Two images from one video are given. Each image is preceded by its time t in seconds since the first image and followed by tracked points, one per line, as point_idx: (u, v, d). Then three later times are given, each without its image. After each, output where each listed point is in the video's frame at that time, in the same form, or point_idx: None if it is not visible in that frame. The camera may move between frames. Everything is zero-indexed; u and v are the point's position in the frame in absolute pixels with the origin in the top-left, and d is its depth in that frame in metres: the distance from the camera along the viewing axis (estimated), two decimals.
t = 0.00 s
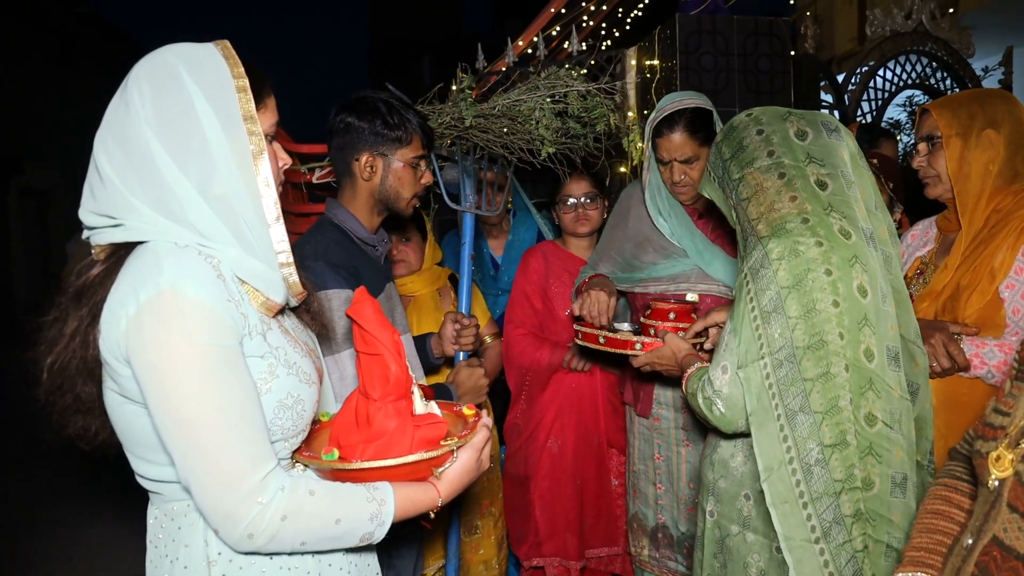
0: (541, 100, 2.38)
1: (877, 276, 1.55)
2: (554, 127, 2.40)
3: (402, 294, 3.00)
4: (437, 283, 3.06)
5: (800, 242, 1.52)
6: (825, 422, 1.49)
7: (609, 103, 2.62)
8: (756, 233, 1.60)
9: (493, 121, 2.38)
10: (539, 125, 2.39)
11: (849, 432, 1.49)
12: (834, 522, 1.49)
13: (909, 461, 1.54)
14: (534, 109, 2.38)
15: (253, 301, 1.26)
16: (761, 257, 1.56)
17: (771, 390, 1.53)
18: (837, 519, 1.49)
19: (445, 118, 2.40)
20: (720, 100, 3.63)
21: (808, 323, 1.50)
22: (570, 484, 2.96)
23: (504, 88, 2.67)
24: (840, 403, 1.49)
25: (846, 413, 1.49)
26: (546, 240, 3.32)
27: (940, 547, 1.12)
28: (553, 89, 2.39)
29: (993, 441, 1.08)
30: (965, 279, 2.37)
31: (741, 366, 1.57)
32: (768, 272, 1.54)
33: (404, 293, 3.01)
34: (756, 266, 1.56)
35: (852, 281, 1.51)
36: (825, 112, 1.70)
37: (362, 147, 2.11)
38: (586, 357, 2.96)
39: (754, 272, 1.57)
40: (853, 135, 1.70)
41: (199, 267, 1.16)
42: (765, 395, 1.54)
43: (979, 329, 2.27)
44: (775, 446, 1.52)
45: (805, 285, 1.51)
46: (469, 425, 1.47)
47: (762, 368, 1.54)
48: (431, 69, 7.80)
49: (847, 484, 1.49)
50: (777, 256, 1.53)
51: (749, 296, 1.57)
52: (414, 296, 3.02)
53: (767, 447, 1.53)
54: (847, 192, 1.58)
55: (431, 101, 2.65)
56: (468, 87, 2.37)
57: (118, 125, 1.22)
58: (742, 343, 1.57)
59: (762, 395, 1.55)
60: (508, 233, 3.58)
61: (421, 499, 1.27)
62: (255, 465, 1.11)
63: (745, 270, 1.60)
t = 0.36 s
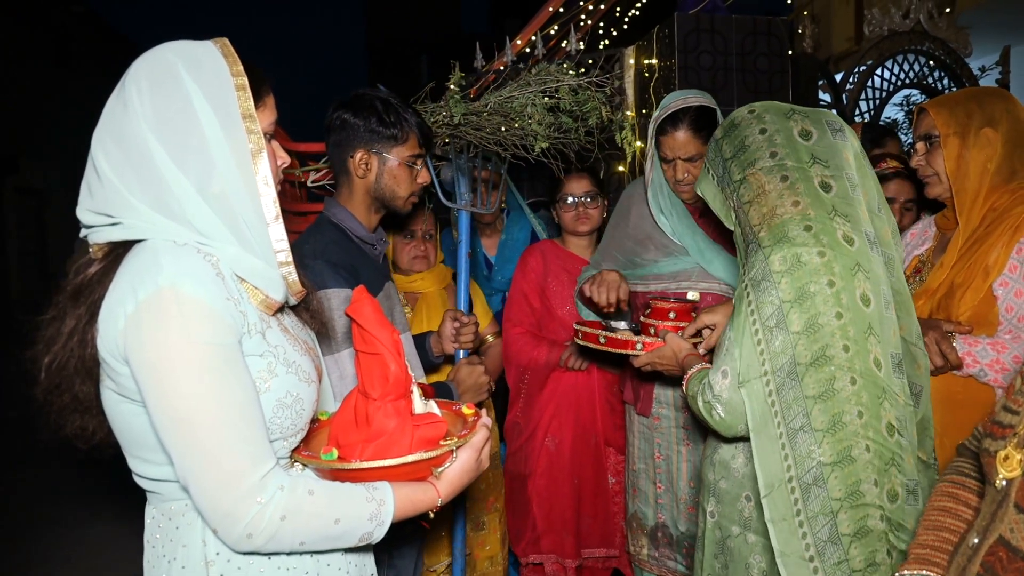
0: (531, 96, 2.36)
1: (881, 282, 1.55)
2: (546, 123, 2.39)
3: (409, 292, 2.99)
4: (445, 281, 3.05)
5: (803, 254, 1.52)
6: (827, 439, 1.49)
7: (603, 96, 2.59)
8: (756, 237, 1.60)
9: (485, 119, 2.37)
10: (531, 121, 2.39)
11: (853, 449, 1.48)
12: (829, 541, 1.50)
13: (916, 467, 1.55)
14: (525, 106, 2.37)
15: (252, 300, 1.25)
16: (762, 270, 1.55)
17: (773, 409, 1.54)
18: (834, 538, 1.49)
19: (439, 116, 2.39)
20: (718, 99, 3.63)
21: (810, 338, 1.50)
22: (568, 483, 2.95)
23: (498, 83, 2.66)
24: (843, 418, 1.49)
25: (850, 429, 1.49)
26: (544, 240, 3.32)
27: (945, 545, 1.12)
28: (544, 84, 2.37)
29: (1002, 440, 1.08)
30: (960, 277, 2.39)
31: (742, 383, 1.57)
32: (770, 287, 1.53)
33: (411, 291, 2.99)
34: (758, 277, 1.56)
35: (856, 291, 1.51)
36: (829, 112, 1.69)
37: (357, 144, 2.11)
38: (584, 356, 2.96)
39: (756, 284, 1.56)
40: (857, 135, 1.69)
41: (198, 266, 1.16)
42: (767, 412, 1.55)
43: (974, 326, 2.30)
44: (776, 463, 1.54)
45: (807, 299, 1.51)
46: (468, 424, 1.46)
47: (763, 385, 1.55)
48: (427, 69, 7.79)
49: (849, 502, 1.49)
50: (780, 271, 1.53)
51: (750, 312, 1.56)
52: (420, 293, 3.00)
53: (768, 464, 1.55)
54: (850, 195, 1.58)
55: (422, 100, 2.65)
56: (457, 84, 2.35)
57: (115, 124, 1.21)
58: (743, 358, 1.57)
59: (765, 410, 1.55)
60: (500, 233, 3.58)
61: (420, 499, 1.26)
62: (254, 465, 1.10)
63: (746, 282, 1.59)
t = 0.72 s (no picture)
0: (531, 95, 2.35)
1: (881, 287, 1.55)
2: (546, 122, 2.38)
3: (416, 289, 2.98)
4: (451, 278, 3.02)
5: (804, 259, 1.52)
6: (821, 447, 1.49)
7: (604, 96, 2.58)
8: (755, 236, 1.59)
9: (484, 117, 2.36)
10: (531, 120, 2.37)
11: (847, 459, 1.49)
12: (813, 549, 1.51)
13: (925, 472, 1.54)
14: (524, 105, 2.36)
15: (249, 297, 1.24)
16: (762, 275, 1.54)
17: (769, 416, 1.54)
18: (818, 547, 1.51)
19: (437, 116, 2.38)
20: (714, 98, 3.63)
21: (808, 346, 1.50)
22: (565, 483, 2.94)
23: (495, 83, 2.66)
24: (839, 427, 1.49)
25: (844, 437, 1.49)
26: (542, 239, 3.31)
27: (955, 545, 1.14)
28: (544, 83, 2.36)
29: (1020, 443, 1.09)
30: (949, 273, 2.41)
31: (738, 391, 1.56)
32: (769, 293, 1.53)
33: (417, 288, 2.98)
34: (756, 282, 1.55)
35: (856, 295, 1.51)
36: (833, 111, 1.68)
37: (347, 143, 2.09)
38: (581, 356, 2.94)
39: (754, 289, 1.55)
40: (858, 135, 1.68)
41: (194, 264, 1.14)
42: (762, 419, 1.55)
43: (961, 323, 2.33)
44: (768, 469, 1.54)
45: (805, 306, 1.51)
46: (466, 424, 1.45)
47: (760, 392, 1.55)
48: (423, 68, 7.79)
49: (835, 512, 1.49)
50: (778, 275, 1.52)
51: (748, 317, 1.55)
52: (426, 291, 2.99)
53: (761, 471, 1.55)
54: (852, 197, 1.58)
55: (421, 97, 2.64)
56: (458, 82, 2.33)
57: (109, 122, 1.19)
58: (739, 364, 1.55)
59: (761, 417, 1.55)
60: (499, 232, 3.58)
61: (418, 498, 1.25)
62: (252, 465, 1.09)
63: (744, 286, 1.58)
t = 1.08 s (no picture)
0: (522, 91, 2.33)
1: (878, 294, 1.55)
2: (537, 118, 2.37)
3: (419, 287, 2.96)
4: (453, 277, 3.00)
5: (801, 265, 1.52)
6: (819, 452, 1.49)
7: (595, 90, 2.55)
8: (751, 238, 1.58)
9: (474, 114, 2.35)
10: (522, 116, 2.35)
11: (845, 466, 1.49)
12: (813, 553, 1.51)
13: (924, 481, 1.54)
14: (515, 100, 2.33)
15: (240, 298, 1.22)
16: (759, 279, 1.54)
17: (766, 420, 1.54)
18: (818, 552, 1.50)
19: (428, 113, 2.39)
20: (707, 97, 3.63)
21: (805, 352, 1.50)
22: (560, 483, 2.94)
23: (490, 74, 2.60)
24: (835, 434, 1.49)
25: (841, 445, 1.49)
26: (538, 238, 3.30)
27: (955, 544, 1.14)
28: (534, 79, 2.33)
29: None
30: (940, 271, 2.42)
31: (735, 395, 1.56)
32: (767, 297, 1.53)
33: (421, 286, 2.96)
34: (752, 286, 1.55)
35: (852, 303, 1.51)
36: (839, 113, 1.67)
37: (339, 142, 2.07)
38: (575, 357, 2.95)
39: (751, 294, 1.55)
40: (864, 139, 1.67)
41: (184, 264, 1.12)
42: (758, 423, 1.55)
43: (952, 320, 2.34)
44: (767, 473, 1.54)
45: (802, 311, 1.51)
46: (461, 423, 1.44)
47: (757, 397, 1.55)
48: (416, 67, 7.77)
49: (835, 517, 1.49)
50: (774, 278, 1.52)
51: (745, 322, 1.56)
52: (430, 289, 2.97)
53: (759, 474, 1.55)
54: (853, 204, 1.58)
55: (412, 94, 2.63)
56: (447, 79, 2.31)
57: (102, 119, 1.18)
58: (737, 368, 1.56)
59: (758, 421, 1.55)
60: (513, 230, 3.59)
61: (414, 500, 1.24)
62: (244, 468, 1.07)
63: (742, 290, 1.58)
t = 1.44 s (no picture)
0: (516, 90, 2.34)
1: (878, 307, 1.55)
2: (530, 116, 2.36)
3: (419, 287, 2.96)
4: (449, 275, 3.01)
5: (804, 268, 1.52)
6: (818, 455, 1.49)
7: (588, 88, 2.56)
8: (756, 233, 1.58)
9: (468, 112, 2.33)
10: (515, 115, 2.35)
11: (844, 470, 1.49)
12: (807, 551, 1.51)
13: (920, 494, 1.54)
14: (509, 99, 2.34)
15: (228, 299, 1.21)
16: (761, 279, 1.55)
17: (764, 419, 1.54)
18: (812, 550, 1.51)
19: (421, 111, 2.36)
20: (701, 95, 3.63)
21: (806, 356, 1.50)
22: (555, 482, 2.93)
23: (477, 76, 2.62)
24: (834, 440, 1.49)
25: (839, 450, 1.49)
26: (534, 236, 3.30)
27: (946, 538, 1.15)
28: (528, 78, 2.35)
29: (1011, 435, 1.09)
30: (934, 269, 2.43)
31: (734, 392, 1.57)
32: (768, 297, 1.53)
33: (421, 286, 2.96)
34: (755, 283, 1.56)
35: (853, 313, 1.51)
36: (852, 119, 1.66)
37: (328, 140, 2.07)
38: (567, 362, 2.96)
39: (753, 291, 1.56)
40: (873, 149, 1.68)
41: (170, 266, 1.11)
42: (756, 423, 1.55)
43: (946, 317, 2.35)
44: (761, 468, 1.55)
45: (806, 314, 1.51)
46: (456, 428, 1.45)
47: (755, 396, 1.55)
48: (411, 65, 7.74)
49: (831, 519, 1.49)
50: (778, 279, 1.53)
51: (746, 320, 1.57)
52: (430, 289, 2.97)
53: (754, 472, 1.56)
54: (858, 215, 1.59)
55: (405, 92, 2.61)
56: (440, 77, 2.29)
57: (105, 114, 1.18)
58: (738, 366, 1.57)
59: (755, 420, 1.56)
60: (510, 228, 3.57)
61: (405, 505, 1.23)
62: (228, 472, 1.06)
63: (742, 288, 1.58)
